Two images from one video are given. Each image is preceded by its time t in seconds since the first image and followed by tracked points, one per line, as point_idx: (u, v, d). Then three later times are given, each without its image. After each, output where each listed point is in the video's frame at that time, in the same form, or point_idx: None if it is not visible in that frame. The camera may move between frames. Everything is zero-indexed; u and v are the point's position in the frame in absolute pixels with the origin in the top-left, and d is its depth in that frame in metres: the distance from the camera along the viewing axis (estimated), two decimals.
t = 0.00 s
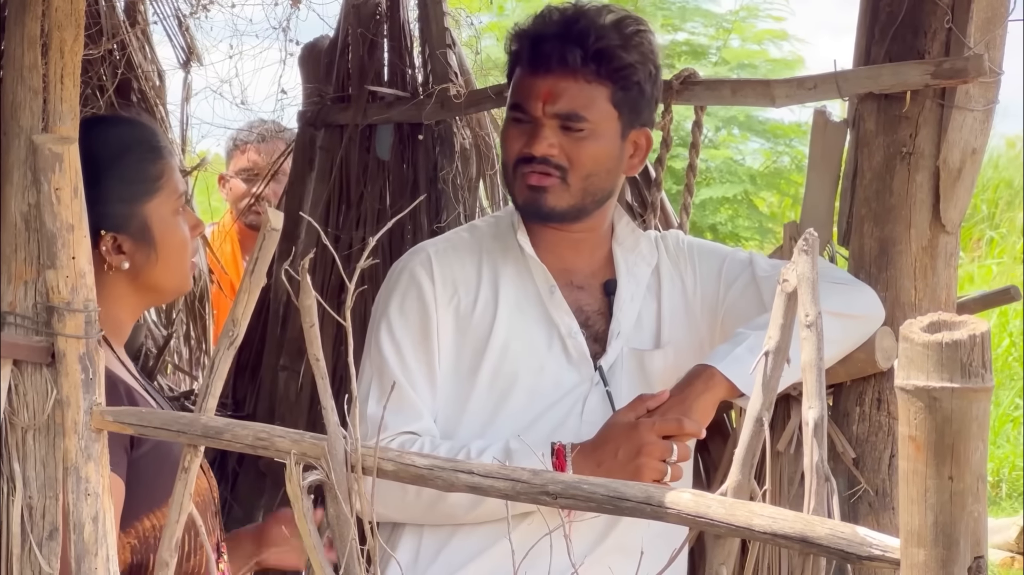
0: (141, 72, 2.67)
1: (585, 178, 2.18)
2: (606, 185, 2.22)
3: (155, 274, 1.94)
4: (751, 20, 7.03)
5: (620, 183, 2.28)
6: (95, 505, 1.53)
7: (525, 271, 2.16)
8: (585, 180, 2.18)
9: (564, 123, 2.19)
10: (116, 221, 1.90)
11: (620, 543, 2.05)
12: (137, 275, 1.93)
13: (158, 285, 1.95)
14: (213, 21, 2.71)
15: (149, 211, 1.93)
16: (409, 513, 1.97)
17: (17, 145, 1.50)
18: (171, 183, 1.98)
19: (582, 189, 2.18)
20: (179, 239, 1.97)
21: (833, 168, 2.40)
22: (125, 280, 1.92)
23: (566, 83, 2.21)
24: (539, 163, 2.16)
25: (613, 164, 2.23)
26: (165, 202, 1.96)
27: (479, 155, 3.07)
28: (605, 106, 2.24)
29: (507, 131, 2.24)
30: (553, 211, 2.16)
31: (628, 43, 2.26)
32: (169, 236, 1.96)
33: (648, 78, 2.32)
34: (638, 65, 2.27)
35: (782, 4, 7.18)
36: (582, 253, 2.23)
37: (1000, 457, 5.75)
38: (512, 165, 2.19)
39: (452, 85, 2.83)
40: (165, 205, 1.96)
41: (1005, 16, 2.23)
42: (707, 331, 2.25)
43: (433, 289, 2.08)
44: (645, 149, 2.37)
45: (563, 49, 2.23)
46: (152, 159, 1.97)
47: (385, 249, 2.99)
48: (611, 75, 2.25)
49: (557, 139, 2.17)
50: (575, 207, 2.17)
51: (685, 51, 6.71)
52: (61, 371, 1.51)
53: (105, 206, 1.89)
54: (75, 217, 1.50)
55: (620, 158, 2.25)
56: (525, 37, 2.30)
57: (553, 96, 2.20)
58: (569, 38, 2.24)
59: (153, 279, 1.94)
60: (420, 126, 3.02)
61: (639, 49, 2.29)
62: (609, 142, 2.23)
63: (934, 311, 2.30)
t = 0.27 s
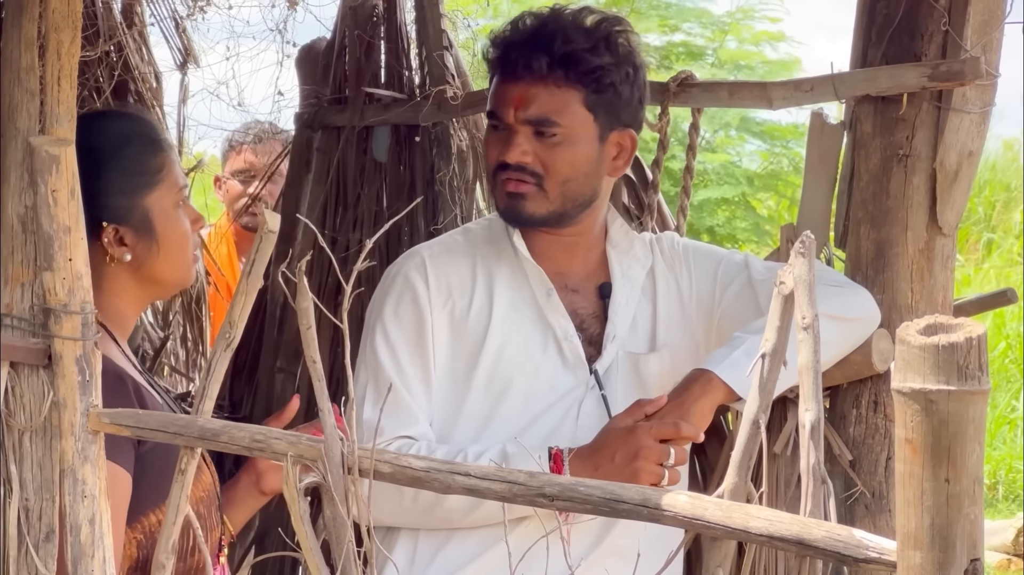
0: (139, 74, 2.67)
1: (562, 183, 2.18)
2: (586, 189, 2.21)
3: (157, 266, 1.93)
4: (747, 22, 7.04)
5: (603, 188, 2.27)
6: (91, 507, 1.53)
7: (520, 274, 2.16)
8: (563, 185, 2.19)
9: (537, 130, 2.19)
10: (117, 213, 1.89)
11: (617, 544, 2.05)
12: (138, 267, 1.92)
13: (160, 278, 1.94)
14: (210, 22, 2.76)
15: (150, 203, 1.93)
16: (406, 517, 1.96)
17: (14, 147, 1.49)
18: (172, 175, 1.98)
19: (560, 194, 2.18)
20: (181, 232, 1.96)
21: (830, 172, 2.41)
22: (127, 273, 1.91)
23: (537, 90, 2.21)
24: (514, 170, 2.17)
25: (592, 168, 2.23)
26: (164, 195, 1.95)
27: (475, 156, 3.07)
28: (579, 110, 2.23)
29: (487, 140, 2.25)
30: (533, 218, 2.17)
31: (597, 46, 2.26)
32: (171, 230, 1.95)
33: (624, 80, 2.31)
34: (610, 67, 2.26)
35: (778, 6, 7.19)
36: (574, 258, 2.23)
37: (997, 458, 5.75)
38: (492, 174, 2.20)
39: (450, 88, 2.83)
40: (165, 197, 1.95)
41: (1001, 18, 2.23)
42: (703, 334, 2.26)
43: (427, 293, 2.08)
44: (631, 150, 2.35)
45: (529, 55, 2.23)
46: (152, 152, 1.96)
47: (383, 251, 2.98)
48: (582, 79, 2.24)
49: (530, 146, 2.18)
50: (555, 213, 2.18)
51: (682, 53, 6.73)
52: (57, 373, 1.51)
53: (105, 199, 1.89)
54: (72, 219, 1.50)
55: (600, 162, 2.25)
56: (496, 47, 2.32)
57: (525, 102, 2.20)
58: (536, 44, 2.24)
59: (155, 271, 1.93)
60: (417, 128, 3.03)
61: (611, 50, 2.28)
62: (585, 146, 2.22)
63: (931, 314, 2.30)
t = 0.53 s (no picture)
0: (135, 76, 2.67)
1: (548, 185, 2.19)
2: (573, 190, 2.21)
3: (158, 263, 1.93)
4: (745, 25, 7.05)
5: (592, 189, 2.27)
6: (88, 510, 1.53)
7: (511, 276, 2.16)
8: (549, 187, 2.19)
9: (522, 131, 2.20)
10: (119, 210, 1.89)
11: (614, 547, 2.05)
12: (140, 264, 1.91)
13: (161, 276, 1.94)
14: (208, 25, 2.73)
15: (153, 201, 1.93)
16: (399, 520, 1.96)
17: (12, 150, 1.49)
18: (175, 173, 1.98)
19: (546, 197, 2.18)
20: (182, 231, 1.96)
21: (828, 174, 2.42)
22: (129, 270, 1.91)
23: (521, 91, 2.22)
24: (499, 172, 2.17)
25: (579, 168, 2.23)
26: (167, 193, 1.95)
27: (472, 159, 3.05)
28: (564, 111, 2.23)
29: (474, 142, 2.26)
30: (520, 220, 2.17)
31: (581, 47, 2.27)
32: (173, 228, 1.95)
33: (611, 81, 2.31)
34: (596, 67, 2.27)
35: (775, 9, 7.19)
36: (567, 260, 2.24)
37: (994, 461, 5.75)
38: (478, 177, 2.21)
39: (447, 91, 2.83)
40: (167, 195, 1.95)
41: (998, 22, 2.23)
42: (700, 336, 2.25)
43: (418, 296, 2.09)
44: (620, 151, 2.34)
45: (512, 57, 2.24)
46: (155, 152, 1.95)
47: (380, 254, 3.00)
48: (566, 80, 2.24)
49: (515, 148, 2.18)
50: (542, 216, 2.18)
51: (679, 56, 6.74)
52: (54, 376, 1.50)
53: (108, 197, 1.89)
54: (70, 222, 1.50)
55: (586, 163, 2.25)
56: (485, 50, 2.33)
57: (509, 104, 2.20)
58: (519, 46, 2.25)
59: (156, 268, 1.93)
60: (415, 131, 3.02)
61: (597, 51, 2.29)
62: (571, 147, 2.22)
63: (928, 317, 2.30)
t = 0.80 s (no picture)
0: (134, 80, 2.66)
1: (555, 164, 2.18)
2: (578, 175, 2.20)
3: (158, 266, 1.92)
4: (744, 28, 7.06)
5: (592, 181, 2.27)
6: (86, 514, 1.53)
7: (506, 278, 2.16)
8: (556, 167, 2.18)
9: (532, 110, 2.21)
10: (122, 210, 1.89)
11: (612, 551, 2.04)
12: (141, 266, 1.91)
13: (160, 279, 1.93)
14: (206, 28, 2.82)
15: (157, 203, 1.93)
16: (394, 525, 1.96)
17: (10, 154, 1.49)
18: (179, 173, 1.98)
19: (552, 176, 2.17)
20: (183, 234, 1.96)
21: (825, 180, 2.42)
22: (129, 270, 1.91)
23: (533, 70, 2.24)
24: (507, 149, 2.17)
25: (585, 154, 2.22)
26: (169, 195, 1.95)
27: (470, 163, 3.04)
28: (574, 95, 2.25)
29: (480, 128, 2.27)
30: (526, 201, 2.15)
31: (594, 33, 2.30)
32: (173, 232, 1.94)
33: (617, 75, 2.33)
34: (605, 55, 2.30)
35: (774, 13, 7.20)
36: (562, 260, 2.23)
37: (992, 465, 5.76)
38: (484, 159, 2.20)
39: (445, 94, 2.83)
40: (169, 197, 1.95)
41: (997, 26, 2.24)
42: (698, 339, 2.26)
43: (411, 300, 2.09)
44: (619, 148, 2.34)
45: (525, 37, 2.27)
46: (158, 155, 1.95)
47: (379, 259, 2.99)
48: (578, 63, 2.27)
49: (525, 126, 2.19)
50: (547, 197, 2.16)
51: (679, 60, 6.76)
52: (52, 380, 1.50)
53: (108, 198, 1.89)
54: (68, 225, 1.50)
55: (593, 151, 2.24)
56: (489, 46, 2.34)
57: (521, 82, 2.23)
58: (532, 28, 2.29)
59: (156, 270, 1.92)
60: (413, 134, 3.02)
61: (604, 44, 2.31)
62: (579, 132, 2.22)
63: (926, 321, 2.30)
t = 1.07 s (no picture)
0: (134, 82, 2.66)
1: (569, 175, 2.17)
2: (591, 183, 2.20)
3: (158, 267, 1.92)
4: (744, 32, 7.06)
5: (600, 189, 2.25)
6: (86, 516, 1.53)
7: (506, 279, 2.16)
8: (570, 177, 2.17)
9: (545, 121, 2.19)
10: (123, 211, 1.89)
11: (612, 553, 2.05)
12: (141, 267, 1.91)
13: (161, 280, 1.93)
14: (206, 30, 2.84)
15: (157, 206, 1.93)
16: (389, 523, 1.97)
17: (10, 155, 1.49)
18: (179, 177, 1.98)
19: (567, 187, 2.17)
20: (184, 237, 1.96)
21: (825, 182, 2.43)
22: (128, 271, 1.91)
23: (546, 80, 2.21)
24: (522, 160, 2.15)
25: (596, 163, 2.21)
26: (169, 199, 1.95)
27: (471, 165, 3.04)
28: (585, 104, 2.23)
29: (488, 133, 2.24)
30: (540, 212, 2.15)
31: (606, 42, 2.27)
32: (174, 234, 1.95)
33: (626, 81, 2.31)
34: (616, 62, 2.27)
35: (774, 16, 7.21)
36: (566, 263, 2.23)
37: (991, 468, 5.76)
38: (496, 168, 2.18)
39: (445, 96, 2.83)
40: (170, 201, 1.95)
41: (997, 29, 2.25)
42: (700, 344, 2.26)
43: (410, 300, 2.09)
44: (627, 154, 2.35)
45: (539, 47, 2.24)
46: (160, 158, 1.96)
47: (378, 260, 3.00)
48: (591, 73, 2.24)
49: (539, 137, 2.17)
50: (561, 207, 2.16)
51: (679, 63, 6.77)
52: (53, 382, 1.50)
53: (109, 198, 1.89)
54: (68, 227, 1.50)
55: (603, 158, 2.24)
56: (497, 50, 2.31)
57: (533, 93, 2.20)
58: (546, 36, 2.26)
59: (155, 273, 1.93)
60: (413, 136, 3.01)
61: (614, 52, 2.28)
62: (591, 141, 2.21)
63: (926, 323, 2.30)
